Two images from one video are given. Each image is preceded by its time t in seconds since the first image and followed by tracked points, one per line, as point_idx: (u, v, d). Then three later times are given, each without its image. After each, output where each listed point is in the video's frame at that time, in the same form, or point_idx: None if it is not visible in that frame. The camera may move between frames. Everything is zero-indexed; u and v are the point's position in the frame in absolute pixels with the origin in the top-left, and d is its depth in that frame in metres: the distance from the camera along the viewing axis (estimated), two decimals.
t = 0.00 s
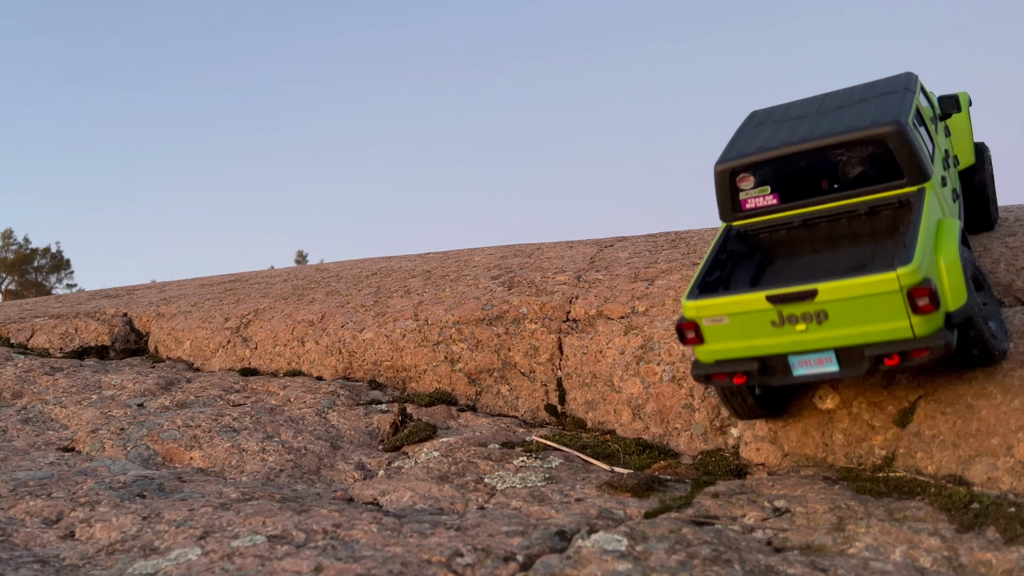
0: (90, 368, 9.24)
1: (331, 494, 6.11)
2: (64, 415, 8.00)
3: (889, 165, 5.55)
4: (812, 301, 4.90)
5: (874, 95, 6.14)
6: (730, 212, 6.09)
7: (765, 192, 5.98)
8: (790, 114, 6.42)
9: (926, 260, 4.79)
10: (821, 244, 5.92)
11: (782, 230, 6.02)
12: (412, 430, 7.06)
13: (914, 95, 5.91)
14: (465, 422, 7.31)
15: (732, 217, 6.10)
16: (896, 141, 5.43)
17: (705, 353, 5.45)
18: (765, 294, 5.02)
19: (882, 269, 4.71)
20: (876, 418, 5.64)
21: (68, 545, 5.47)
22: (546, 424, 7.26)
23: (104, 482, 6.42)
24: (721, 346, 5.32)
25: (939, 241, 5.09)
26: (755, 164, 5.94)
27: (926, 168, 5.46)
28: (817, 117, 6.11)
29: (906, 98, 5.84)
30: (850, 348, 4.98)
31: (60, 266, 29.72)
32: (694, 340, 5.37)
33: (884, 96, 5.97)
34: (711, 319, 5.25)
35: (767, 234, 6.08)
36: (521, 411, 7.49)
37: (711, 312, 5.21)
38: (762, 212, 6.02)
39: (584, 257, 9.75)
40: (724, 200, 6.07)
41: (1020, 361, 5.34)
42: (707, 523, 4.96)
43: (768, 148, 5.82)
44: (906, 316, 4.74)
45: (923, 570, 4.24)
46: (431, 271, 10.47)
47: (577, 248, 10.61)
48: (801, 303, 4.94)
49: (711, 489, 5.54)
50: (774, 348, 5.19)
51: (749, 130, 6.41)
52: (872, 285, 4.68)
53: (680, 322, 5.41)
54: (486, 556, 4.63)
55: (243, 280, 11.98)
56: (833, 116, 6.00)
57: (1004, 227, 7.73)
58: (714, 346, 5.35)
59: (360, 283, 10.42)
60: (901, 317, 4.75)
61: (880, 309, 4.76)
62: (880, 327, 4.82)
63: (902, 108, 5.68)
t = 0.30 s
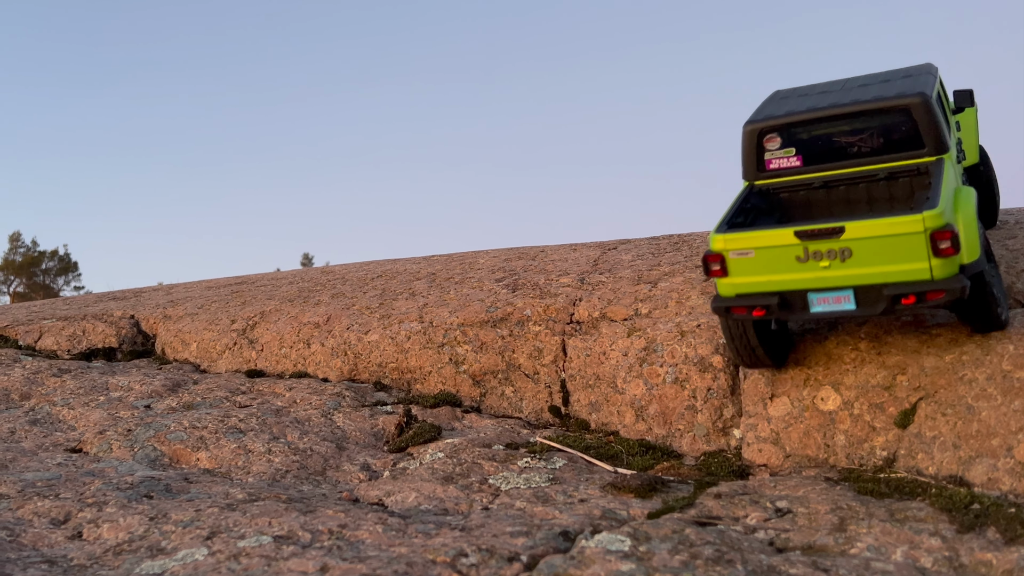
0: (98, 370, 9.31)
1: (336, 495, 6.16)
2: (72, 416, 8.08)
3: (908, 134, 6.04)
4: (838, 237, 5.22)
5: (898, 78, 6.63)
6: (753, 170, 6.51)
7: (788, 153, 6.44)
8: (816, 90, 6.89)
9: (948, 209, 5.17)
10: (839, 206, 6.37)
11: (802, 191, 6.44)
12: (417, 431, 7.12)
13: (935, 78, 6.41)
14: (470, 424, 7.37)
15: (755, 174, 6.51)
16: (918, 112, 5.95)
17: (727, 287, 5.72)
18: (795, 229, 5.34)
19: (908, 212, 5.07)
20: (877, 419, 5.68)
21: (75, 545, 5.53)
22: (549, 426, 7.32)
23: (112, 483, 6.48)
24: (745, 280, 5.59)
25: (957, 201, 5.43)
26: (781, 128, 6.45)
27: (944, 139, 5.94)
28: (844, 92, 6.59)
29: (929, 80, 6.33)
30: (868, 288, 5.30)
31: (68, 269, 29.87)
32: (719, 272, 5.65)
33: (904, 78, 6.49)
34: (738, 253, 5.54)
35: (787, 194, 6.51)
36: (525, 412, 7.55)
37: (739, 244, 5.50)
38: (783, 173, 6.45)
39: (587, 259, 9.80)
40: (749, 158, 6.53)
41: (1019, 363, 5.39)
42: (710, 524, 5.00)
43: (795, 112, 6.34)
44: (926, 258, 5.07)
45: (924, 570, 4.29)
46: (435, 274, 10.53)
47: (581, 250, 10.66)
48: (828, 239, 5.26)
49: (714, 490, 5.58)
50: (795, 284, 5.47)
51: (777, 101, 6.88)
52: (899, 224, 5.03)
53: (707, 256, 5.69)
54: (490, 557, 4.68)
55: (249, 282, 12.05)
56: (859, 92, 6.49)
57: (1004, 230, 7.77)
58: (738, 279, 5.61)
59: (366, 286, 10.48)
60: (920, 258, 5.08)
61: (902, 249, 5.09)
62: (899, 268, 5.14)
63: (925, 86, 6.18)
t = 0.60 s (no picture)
0: (105, 371, 9.39)
1: (342, 495, 6.22)
2: (79, 417, 8.15)
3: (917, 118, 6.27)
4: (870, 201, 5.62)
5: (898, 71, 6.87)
6: (767, 153, 6.66)
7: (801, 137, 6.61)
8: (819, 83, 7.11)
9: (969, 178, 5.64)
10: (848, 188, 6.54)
11: (813, 173, 6.60)
12: (422, 432, 7.17)
13: (935, 69, 6.67)
14: (474, 425, 7.42)
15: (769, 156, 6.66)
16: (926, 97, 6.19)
17: (756, 253, 6.01)
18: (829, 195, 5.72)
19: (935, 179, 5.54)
20: (878, 420, 5.72)
21: (83, 546, 5.59)
22: (553, 427, 7.36)
23: (119, 483, 6.55)
24: (775, 245, 5.91)
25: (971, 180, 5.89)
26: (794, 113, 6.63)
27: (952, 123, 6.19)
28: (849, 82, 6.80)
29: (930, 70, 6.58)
30: (894, 253, 5.68)
31: (75, 271, 30.00)
32: (750, 239, 5.95)
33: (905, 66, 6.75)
34: (770, 219, 5.87)
35: (798, 176, 6.64)
36: (529, 413, 7.60)
37: (773, 210, 5.85)
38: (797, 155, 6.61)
39: (591, 262, 9.85)
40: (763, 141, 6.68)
41: (1019, 364, 5.43)
42: (712, 524, 5.04)
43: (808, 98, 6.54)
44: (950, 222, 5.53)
45: (924, 570, 4.32)
46: (440, 276, 10.60)
47: (584, 253, 10.70)
48: (859, 205, 5.66)
49: (716, 491, 5.62)
50: (824, 249, 5.81)
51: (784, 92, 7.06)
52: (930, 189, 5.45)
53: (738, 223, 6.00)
54: (495, 557, 4.73)
55: (255, 285, 12.13)
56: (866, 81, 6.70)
57: (1004, 232, 7.80)
58: (769, 245, 5.93)
59: (371, 288, 10.55)
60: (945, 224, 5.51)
61: (929, 213, 5.53)
62: (924, 232, 5.55)
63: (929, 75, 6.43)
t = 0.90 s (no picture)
0: (112, 373, 9.46)
1: (347, 496, 6.27)
2: (86, 418, 8.22)
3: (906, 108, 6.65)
4: (875, 177, 5.96)
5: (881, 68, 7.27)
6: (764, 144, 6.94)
7: (796, 128, 6.95)
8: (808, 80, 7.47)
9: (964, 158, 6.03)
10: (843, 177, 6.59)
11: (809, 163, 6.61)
12: (427, 433, 7.23)
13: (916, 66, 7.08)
14: (479, 426, 7.47)
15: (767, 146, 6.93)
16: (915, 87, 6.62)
17: (765, 232, 6.27)
18: (835, 173, 6.04)
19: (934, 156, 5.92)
20: (879, 421, 5.75)
21: (90, 546, 5.65)
22: (557, 428, 7.40)
23: (126, 484, 6.61)
24: (783, 223, 6.18)
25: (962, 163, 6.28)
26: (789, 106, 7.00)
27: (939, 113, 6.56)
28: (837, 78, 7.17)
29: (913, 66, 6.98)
30: (896, 229, 5.98)
31: (82, 274, 30.14)
32: (759, 218, 6.22)
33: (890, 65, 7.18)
34: (778, 198, 6.16)
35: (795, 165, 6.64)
36: (533, 415, 7.64)
37: (781, 189, 6.14)
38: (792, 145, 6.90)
39: (594, 264, 9.90)
40: (761, 132, 6.97)
41: (1019, 366, 5.46)
42: (715, 525, 5.08)
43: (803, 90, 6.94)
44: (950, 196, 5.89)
45: (925, 570, 4.36)
46: (445, 278, 10.65)
47: (588, 255, 10.76)
48: (864, 181, 5.99)
49: (718, 491, 5.66)
50: (831, 226, 6.09)
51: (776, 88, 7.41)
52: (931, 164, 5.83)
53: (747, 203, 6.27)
54: (499, 557, 4.78)
55: (261, 287, 12.21)
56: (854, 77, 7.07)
57: (1004, 235, 7.84)
58: (776, 224, 6.19)
59: (376, 290, 10.61)
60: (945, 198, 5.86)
61: (929, 187, 5.90)
62: (925, 206, 5.90)
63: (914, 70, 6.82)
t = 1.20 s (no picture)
0: (119, 375, 9.54)
1: (352, 497, 6.32)
2: (94, 420, 8.29)
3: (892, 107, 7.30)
4: (878, 166, 6.27)
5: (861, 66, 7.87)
6: (762, 142, 7.56)
7: (790, 128, 7.62)
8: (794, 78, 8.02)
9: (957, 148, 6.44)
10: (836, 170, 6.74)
11: (804, 159, 6.73)
12: (431, 434, 7.28)
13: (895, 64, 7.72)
14: (483, 427, 7.52)
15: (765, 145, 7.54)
16: (900, 87, 7.24)
17: (772, 221, 6.48)
18: (840, 163, 6.32)
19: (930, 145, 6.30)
20: (880, 423, 5.79)
21: (98, 546, 5.72)
22: (560, 429, 7.45)
23: (133, 485, 6.68)
24: (790, 212, 6.41)
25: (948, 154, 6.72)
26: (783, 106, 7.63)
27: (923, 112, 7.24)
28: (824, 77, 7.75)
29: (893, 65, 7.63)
30: (897, 215, 6.31)
31: (90, 276, 30.27)
32: (767, 207, 6.45)
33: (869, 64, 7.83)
34: (785, 187, 6.40)
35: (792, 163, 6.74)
36: (536, 416, 7.69)
37: (787, 179, 6.38)
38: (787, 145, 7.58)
39: (597, 267, 9.95)
40: (758, 131, 7.59)
41: (1019, 367, 5.50)
42: (717, 525, 5.12)
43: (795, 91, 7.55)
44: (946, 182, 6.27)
45: (925, 570, 4.39)
46: (449, 281, 10.71)
47: (591, 258, 10.81)
48: (867, 170, 6.29)
49: (721, 492, 5.70)
50: (836, 213, 6.36)
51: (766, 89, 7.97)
52: (929, 152, 6.21)
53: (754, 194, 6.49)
54: (503, 557, 4.83)
55: (267, 289, 12.28)
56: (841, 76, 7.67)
57: (1004, 237, 7.88)
58: (784, 212, 6.42)
59: (381, 293, 10.67)
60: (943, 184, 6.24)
61: (927, 174, 6.26)
62: (925, 193, 6.25)
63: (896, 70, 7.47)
